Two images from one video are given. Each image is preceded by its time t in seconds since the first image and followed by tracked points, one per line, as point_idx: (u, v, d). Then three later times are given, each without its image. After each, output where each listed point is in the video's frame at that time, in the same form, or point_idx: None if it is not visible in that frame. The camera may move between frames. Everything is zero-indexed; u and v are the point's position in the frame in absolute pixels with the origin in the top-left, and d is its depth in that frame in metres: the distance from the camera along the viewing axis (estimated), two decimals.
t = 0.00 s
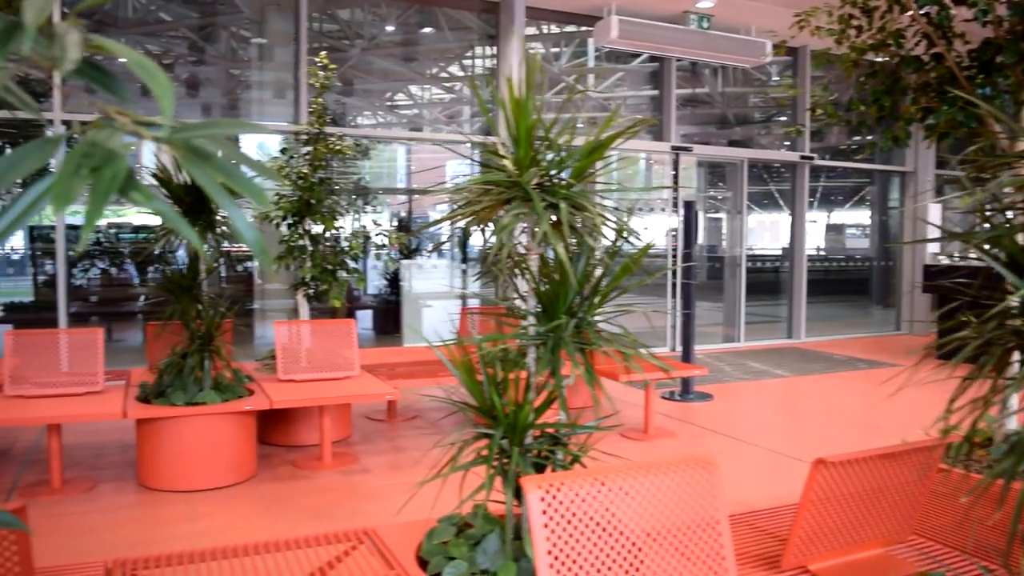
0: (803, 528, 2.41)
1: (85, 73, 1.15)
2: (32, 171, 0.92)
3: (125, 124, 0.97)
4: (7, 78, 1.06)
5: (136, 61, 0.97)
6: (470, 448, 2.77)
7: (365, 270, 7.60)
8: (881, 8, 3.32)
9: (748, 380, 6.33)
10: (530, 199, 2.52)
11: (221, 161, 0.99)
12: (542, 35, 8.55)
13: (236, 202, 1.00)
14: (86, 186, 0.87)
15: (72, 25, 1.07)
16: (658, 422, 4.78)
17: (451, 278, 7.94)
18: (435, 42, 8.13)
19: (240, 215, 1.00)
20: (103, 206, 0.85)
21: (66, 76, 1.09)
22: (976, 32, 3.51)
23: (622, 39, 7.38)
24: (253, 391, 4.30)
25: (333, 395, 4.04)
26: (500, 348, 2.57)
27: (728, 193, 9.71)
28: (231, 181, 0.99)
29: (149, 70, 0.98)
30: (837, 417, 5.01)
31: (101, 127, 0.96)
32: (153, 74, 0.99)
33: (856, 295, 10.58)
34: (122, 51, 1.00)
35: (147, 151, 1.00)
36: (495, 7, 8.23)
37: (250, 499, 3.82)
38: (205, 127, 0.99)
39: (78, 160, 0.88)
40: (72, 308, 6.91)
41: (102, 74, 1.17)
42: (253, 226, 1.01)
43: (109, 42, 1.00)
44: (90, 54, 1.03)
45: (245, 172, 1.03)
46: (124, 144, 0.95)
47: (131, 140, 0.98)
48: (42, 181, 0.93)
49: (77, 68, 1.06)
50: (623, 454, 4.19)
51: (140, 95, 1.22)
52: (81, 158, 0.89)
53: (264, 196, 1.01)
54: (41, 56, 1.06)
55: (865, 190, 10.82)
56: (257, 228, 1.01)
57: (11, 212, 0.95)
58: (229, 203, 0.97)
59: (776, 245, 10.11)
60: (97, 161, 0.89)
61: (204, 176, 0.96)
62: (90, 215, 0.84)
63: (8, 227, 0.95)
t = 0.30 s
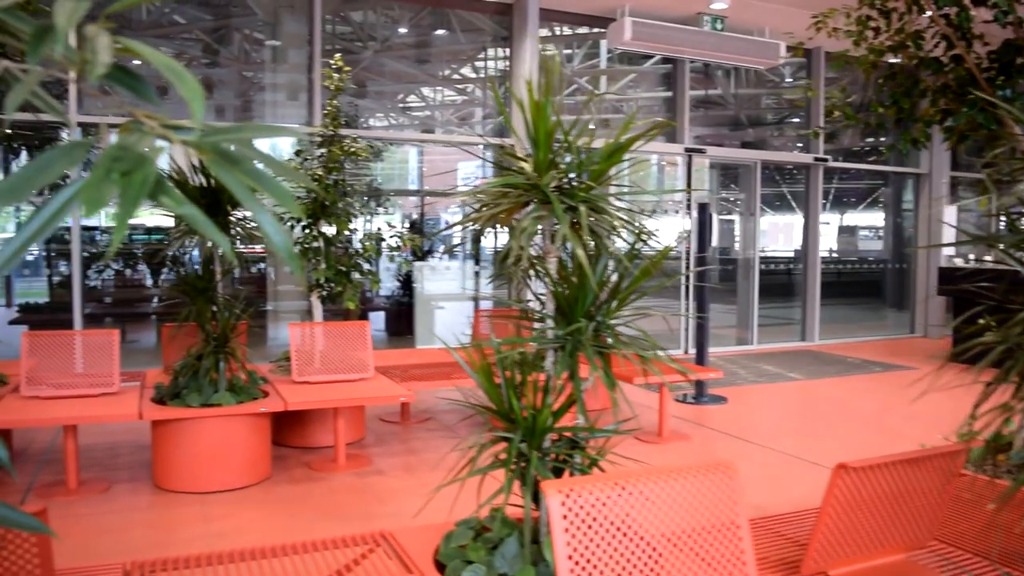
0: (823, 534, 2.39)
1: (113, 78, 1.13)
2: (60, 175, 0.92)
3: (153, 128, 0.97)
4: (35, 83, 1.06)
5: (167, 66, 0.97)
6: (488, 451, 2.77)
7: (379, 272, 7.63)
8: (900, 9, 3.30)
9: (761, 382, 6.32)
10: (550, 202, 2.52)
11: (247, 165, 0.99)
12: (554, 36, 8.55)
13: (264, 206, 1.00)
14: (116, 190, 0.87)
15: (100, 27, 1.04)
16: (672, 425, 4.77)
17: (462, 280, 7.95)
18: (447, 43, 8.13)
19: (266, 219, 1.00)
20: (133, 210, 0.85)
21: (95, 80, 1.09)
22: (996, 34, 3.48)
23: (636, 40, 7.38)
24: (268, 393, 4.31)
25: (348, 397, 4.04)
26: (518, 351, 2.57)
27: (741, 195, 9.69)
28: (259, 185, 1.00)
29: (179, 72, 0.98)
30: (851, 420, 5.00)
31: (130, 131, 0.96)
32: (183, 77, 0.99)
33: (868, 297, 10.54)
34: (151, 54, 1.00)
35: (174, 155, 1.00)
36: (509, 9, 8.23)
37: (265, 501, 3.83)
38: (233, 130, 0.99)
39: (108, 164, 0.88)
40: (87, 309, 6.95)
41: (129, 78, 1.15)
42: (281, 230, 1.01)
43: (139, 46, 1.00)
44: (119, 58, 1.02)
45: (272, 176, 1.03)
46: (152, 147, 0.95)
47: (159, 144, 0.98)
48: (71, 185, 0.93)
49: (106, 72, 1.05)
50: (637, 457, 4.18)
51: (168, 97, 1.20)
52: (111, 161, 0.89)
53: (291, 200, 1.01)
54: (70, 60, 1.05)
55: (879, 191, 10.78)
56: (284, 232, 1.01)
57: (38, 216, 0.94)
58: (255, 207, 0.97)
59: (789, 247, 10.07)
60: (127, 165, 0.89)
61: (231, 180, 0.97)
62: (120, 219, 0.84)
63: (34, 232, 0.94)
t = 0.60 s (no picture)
0: (848, 535, 2.38)
1: (149, 80, 1.13)
2: (97, 177, 0.92)
3: (189, 130, 0.96)
4: (70, 86, 1.05)
5: (205, 67, 0.96)
6: (510, 451, 2.77)
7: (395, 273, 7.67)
8: (921, 7, 3.28)
9: (776, 382, 6.31)
10: (573, 202, 2.51)
11: (284, 167, 0.98)
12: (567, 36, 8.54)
13: (301, 210, 0.99)
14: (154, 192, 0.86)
15: (138, 28, 1.02)
16: (689, 425, 4.77)
17: (476, 280, 7.96)
18: (460, 44, 8.14)
19: (304, 223, 0.99)
20: (172, 212, 0.84)
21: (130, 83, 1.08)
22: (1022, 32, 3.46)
23: (650, 39, 7.37)
24: (285, 393, 4.32)
25: (365, 397, 4.05)
26: (541, 352, 2.56)
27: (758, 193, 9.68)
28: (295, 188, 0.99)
29: (216, 75, 0.98)
30: (868, 420, 4.98)
31: (166, 133, 0.96)
32: (221, 80, 0.98)
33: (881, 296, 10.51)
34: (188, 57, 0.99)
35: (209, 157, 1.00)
36: (523, 9, 8.22)
37: (283, 501, 3.84)
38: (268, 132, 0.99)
39: (146, 166, 0.88)
40: (104, 309, 6.99)
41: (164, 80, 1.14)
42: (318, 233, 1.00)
43: (177, 48, 1.00)
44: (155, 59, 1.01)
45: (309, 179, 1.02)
46: (189, 150, 0.95)
47: (194, 146, 0.98)
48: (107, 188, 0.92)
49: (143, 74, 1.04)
50: (654, 458, 4.17)
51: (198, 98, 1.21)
52: (149, 163, 0.89)
53: (327, 203, 1.00)
54: (109, 63, 1.04)
55: (893, 190, 10.73)
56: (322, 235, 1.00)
57: (72, 220, 0.94)
58: (294, 212, 0.96)
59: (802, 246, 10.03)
60: (165, 168, 0.89)
61: (269, 183, 0.96)
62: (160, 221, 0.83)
63: (69, 236, 0.94)
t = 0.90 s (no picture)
0: (865, 535, 2.36)
1: (170, 79, 1.13)
2: (118, 177, 0.92)
3: (211, 128, 0.96)
4: (92, 85, 1.05)
5: (228, 66, 0.95)
6: (524, 451, 2.77)
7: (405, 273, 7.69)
8: (934, 5, 3.27)
9: (786, 382, 6.30)
10: (587, 201, 2.51)
11: (305, 164, 0.98)
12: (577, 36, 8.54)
13: (322, 208, 0.99)
14: (177, 191, 0.86)
15: (160, 25, 1.01)
16: (699, 426, 4.76)
17: (485, 280, 7.97)
18: (470, 44, 8.14)
19: (325, 220, 0.99)
20: (196, 211, 0.84)
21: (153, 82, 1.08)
22: None
23: (660, 39, 7.36)
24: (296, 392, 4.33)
25: (376, 397, 4.05)
26: (555, 352, 2.55)
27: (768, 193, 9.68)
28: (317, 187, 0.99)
29: (239, 73, 0.97)
30: (879, 420, 4.97)
31: (188, 131, 0.94)
32: (244, 78, 0.97)
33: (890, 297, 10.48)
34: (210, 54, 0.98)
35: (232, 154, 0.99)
36: (533, 9, 8.23)
37: (294, 501, 3.84)
38: (289, 129, 0.98)
39: (170, 163, 0.88)
40: (114, 309, 7.00)
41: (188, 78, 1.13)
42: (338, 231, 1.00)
43: (200, 45, 0.99)
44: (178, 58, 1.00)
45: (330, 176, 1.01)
46: (212, 147, 0.94)
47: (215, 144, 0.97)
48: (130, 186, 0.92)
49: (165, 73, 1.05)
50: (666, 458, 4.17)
51: (220, 97, 1.20)
52: (172, 162, 0.89)
53: (348, 201, 0.99)
54: (131, 62, 1.03)
55: (904, 189, 10.70)
56: (343, 233, 1.00)
57: (92, 220, 0.94)
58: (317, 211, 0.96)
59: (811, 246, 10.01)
60: (188, 164, 0.89)
61: (292, 182, 0.95)
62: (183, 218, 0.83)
63: (90, 236, 0.93)
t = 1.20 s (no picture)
0: (878, 536, 2.35)
1: (191, 72, 1.12)
2: (138, 171, 0.90)
3: (232, 121, 0.94)
4: (112, 78, 1.04)
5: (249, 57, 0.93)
6: (536, 450, 2.76)
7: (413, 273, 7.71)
8: (948, 3, 3.25)
9: (794, 382, 6.29)
10: (601, 199, 2.50)
11: (325, 158, 0.96)
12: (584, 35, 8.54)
13: (343, 202, 0.98)
14: (199, 184, 0.85)
15: (182, 19, 1.00)
16: (708, 425, 4.76)
17: (492, 280, 7.99)
18: (478, 43, 8.14)
19: (347, 214, 0.97)
20: (218, 205, 0.83)
21: (175, 75, 1.07)
22: None
23: (669, 39, 7.36)
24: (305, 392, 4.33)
25: (385, 396, 4.05)
26: (567, 350, 2.55)
27: (777, 193, 9.68)
28: (338, 181, 0.98)
29: (262, 66, 0.94)
30: (889, 421, 4.95)
31: (209, 125, 0.93)
32: (267, 72, 0.94)
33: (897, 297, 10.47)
34: (231, 46, 0.96)
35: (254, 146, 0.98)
36: (542, 8, 8.22)
37: (304, 499, 3.84)
38: (312, 123, 0.97)
39: (192, 157, 0.87)
40: (123, 308, 7.03)
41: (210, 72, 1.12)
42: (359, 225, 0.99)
43: (222, 38, 0.98)
44: (201, 50, 1.00)
45: (351, 170, 1.00)
46: (233, 140, 0.92)
47: (237, 137, 0.96)
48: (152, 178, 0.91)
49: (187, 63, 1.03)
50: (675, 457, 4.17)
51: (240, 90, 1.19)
52: (193, 155, 0.88)
53: (368, 195, 0.98)
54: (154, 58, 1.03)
55: (912, 189, 10.68)
56: (363, 227, 0.99)
57: (111, 215, 0.92)
58: (338, 205, 0.94)
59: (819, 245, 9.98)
60: (210, 157, 0.88)
61: (313, 177, 0.94)
62: (205, 212, 0.83)
63: (111, 228, 0.92)
